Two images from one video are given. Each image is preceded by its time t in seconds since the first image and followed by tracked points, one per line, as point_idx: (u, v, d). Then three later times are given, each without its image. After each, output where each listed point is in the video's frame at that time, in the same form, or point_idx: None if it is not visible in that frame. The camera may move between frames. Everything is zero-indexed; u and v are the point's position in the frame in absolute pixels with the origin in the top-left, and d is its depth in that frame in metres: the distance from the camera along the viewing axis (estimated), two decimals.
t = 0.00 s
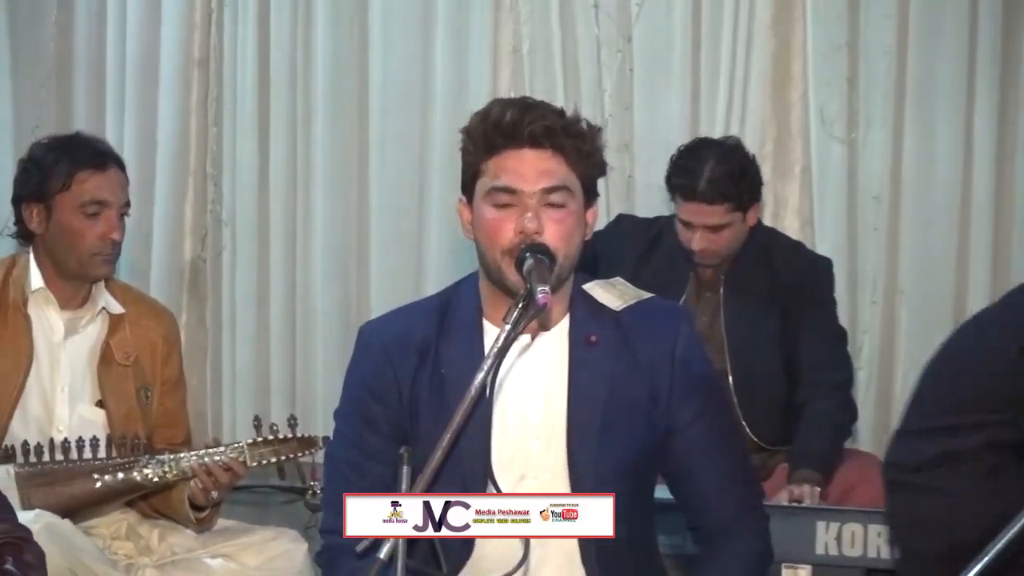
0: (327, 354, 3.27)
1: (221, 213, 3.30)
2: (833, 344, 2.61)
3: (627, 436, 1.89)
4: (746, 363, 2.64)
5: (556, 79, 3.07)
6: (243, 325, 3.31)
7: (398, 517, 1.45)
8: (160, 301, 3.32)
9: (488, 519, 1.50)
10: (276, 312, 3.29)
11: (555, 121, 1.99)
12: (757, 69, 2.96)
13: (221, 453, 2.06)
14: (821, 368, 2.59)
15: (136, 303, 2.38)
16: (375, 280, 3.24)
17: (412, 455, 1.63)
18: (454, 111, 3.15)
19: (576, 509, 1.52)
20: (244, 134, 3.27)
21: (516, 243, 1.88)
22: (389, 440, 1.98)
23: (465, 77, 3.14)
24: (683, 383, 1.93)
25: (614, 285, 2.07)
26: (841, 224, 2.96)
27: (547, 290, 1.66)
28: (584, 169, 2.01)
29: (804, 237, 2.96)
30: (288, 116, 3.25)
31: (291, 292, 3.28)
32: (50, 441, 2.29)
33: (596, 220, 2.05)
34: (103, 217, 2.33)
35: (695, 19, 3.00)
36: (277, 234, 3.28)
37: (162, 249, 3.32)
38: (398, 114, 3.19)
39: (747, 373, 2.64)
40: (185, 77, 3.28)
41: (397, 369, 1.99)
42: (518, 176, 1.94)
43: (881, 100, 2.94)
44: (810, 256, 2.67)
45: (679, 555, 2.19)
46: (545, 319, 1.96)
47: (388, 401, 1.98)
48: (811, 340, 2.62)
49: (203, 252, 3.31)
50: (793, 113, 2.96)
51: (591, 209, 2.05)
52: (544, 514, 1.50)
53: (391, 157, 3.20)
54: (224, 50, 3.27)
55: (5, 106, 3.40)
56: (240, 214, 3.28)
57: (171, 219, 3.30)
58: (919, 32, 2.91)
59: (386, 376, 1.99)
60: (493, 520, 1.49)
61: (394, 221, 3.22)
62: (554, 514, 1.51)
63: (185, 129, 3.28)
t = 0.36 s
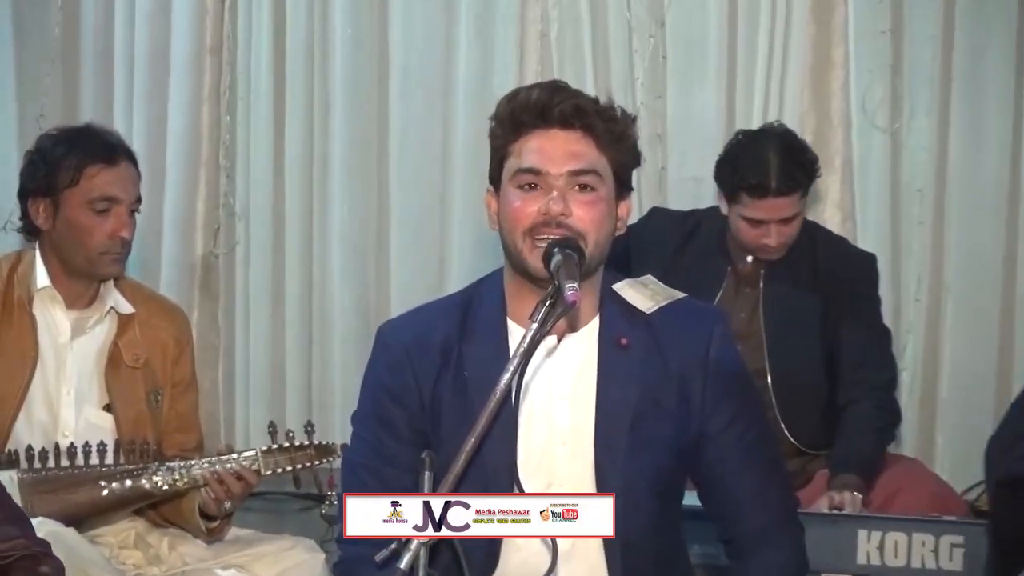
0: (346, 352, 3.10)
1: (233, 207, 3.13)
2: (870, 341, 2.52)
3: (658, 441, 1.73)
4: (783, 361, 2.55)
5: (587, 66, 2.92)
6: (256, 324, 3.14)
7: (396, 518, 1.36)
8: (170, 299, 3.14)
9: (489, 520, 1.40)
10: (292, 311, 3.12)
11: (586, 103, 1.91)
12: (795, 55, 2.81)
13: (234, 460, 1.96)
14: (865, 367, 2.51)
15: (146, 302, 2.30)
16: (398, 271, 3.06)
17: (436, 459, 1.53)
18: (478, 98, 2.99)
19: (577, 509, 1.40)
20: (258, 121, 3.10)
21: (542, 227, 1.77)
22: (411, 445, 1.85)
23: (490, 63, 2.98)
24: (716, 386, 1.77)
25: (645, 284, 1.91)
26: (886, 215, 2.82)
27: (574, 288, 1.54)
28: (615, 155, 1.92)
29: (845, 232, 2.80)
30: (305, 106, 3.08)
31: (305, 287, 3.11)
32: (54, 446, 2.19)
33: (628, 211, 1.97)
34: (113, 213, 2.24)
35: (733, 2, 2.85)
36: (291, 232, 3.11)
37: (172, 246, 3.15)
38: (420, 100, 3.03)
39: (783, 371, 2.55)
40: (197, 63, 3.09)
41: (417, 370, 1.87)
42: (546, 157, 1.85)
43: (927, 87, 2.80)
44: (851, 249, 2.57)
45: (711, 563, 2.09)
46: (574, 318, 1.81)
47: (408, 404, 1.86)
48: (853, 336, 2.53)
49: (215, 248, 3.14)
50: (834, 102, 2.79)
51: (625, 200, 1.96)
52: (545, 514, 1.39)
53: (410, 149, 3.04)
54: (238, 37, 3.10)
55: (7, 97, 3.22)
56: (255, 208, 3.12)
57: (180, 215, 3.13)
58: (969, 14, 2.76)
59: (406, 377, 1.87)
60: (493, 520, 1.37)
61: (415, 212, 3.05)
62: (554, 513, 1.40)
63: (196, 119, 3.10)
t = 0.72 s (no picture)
0: (366, 350, 3.04)
1: (249, 199, 3.04)
2: (917, 346, 2.48)
3: (690, 444, 1.65)
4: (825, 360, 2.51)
5: (617, 52, 2.82)
6: (272, 321, 3.06)
7: (398, 517, 1.29)
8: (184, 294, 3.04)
9: (489, 520, 1.29)
10: (310, 309, 3.04)
11: (616, 88, 1.84)
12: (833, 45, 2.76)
13: (251, 462, 1.89)
14: (916, 370, 2.47)
15: (158, 297, 2.23)
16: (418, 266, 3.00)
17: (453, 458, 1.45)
18: (503, 87, 2.92)
19: (577, 509, 1.28)
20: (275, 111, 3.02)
21: (571, 215, 1.70)
22: (433, 446, 1.78)
23: (516, 52, 2.91)
24: (751, 384, 1.68)
25: (677, 280, 1.82)
26: (927, 209, 2.74)
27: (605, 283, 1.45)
28: (648, 143, 1.84)
29: (886, 225, 2.72)
30: (324, 96, 3.00)
31: (323, 282, 3.03)
32: (64, 448, 2.11)
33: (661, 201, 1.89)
34: (122, 207, 2.16)
35: None
36: (310, 222, 3.03)
37: (185, 239, 3.06)
38: (443, 91, 2.96)
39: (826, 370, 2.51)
40: (212, 50, 3.00)
41: (440, 369, 1.79)
42: (575, 144, 1.78)
43: (971, 76, 2.72)
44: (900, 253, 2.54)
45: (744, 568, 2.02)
46: (603, 315, 1.73)
47: (432, 404, 1.78)
48: (904, 341, 2.50)
49: (230, 241, 3.04)
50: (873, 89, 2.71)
51: (657, 191, 1.88)
52: (545, 516, 1.29)
53: (434, 138, 2.97)
54: (253, 23, 3.00)
55: (15, 87, 3.13)
56: (272, 200, 3.04)
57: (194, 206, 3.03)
58: None
59: (429, 376, 1.79)
60: (493, 521, 1.27)
61: (437, 206, 2.99)
62: (555, 513, 1.29)
63: (210, 107, 3.02)
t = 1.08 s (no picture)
0: (370, 346, 3.03)
1: (252, 195, 3.03)
2: (945, 342, 2.47)
3: (693, 440, 1.65)
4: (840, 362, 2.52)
5: (622, 47, 2.81)
6: (275, 317, 3.06)
7: (398, 516, 1.27)
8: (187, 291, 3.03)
9: (489, 519, 1.26)
10: (314, 306, 3.03)
11: (618, 93, 1.82)
12: (836, 42, 2.74)
13: (254, 459, 1.89)
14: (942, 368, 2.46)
15: (161, 293, 2.23)
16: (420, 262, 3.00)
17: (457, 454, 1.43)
18: (507, 82, 2.91)
19: (576, 509, 1.25)
20: (279, 108, 3.02)
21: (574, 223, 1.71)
22: (438, 444, 1.76)
23: (520, 47, 2.90)
24: (752, 381, 1.68)
25: (680, 276, 1.82)
26: (931, 205, 2.73)
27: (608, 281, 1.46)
28: (649, 146, 1.84)
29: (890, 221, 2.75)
30: (327, 92, 2.99)
31: (326, 277, 3.02)
32: (67, 444, 2.11)
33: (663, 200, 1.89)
34: (124, 205, 2.16)
35: None
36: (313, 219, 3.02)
37: (189, 236, 3.03)
38: (447, 87, 2.96)
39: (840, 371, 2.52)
40: (214, 46, 2.99)
41: (445, 366, 1.78)
42: (578, 152, 1.78)
43: (976, 71, 2.71)
44: (921, 256, 2.53)
45: (747, 564, 1.99)
46: (607, 312, 1.72)
47: (435, 403, 1.76)
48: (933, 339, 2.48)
49: (234, 238, 3.04)
50: (878, 88, 2.71)
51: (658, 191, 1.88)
52: (546, 516, 1.26)
53: (437, 135, 2.96)
54: (256, 19, 3.00)
55: (17, 84, 3.12)
56: (276, 197, 3.03)
57: (197, 203, 3.01)
58: None
59: (433, 374, 1.77)
60: (492, 521, 1.24)
61: (441, 201, 2.98)
62: (555, 513, 1.26)
63: (213, 102, 3.00)
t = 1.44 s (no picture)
0: (354, 344, 3.02)
1: (237, 191, 3.02)
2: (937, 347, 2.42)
3: (676, 441, 1.63)
4: (835, 361, 2.48)
5: (607, 44, 2.80)
6: (259, 315, 3.05)
7: (397, 517, 1.27)
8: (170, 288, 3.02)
9: (489, 520, 1.27)
10: (298, 306, 3.03)
11: (604, 88, 1.81)
12: (821, 39, 2.72)
13: (236, 457, 1.88)
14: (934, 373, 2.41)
15: (145, 291, 2.23)
16: (403, 261, 2.99)
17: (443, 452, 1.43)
18: (492, 80, 2.91)
19: (577, 509, 1.26)
20: (263, 106, 3.02)
21: (557, 218, 1.69)
22: (421, 440, 1.74)
23: (504, 46, 2.90)
24: (737, 381, 1.67)
25: (665, 275, 1.80)
26: (915, 199, 2.70)
27: (592, 277, 1.43)
28: (636, 141, 1.83)
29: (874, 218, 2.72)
30: (311, 91, 2.99)
31: (310, 277, 3.02)
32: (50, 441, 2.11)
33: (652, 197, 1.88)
34: (109, 204, 2.16)
35: None
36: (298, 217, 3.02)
37: (174, 235, 3.03)
38: (431, 86, 2.96)
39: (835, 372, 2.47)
40: (199, 45, 2.99)
41: (428, 363, 1.76)
42: (563, 145, 1.77)
43: (960, 69, 2.70)
44: (921, 261, 2.48)
45: (728, 562, 1.96)
46: (591, 309, 1.70)
47: (418, 399, 1.74)
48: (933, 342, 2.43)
49: (218, 235, 3.03)
50: (861, 85, 2.69)
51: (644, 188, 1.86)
52: (546, 515, 1.27)
53: (422, 134, 2.96)
54: (240, 16, 2.99)
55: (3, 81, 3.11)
56: (260, 195, 3.03)
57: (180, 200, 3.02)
58: None
59: (416, 370, 1.76)
60: (492, 521, 1.25)
61: (426, 200, 2.98)
62: (555, 514, 1.27)
63: (197, 101, 3.00)
